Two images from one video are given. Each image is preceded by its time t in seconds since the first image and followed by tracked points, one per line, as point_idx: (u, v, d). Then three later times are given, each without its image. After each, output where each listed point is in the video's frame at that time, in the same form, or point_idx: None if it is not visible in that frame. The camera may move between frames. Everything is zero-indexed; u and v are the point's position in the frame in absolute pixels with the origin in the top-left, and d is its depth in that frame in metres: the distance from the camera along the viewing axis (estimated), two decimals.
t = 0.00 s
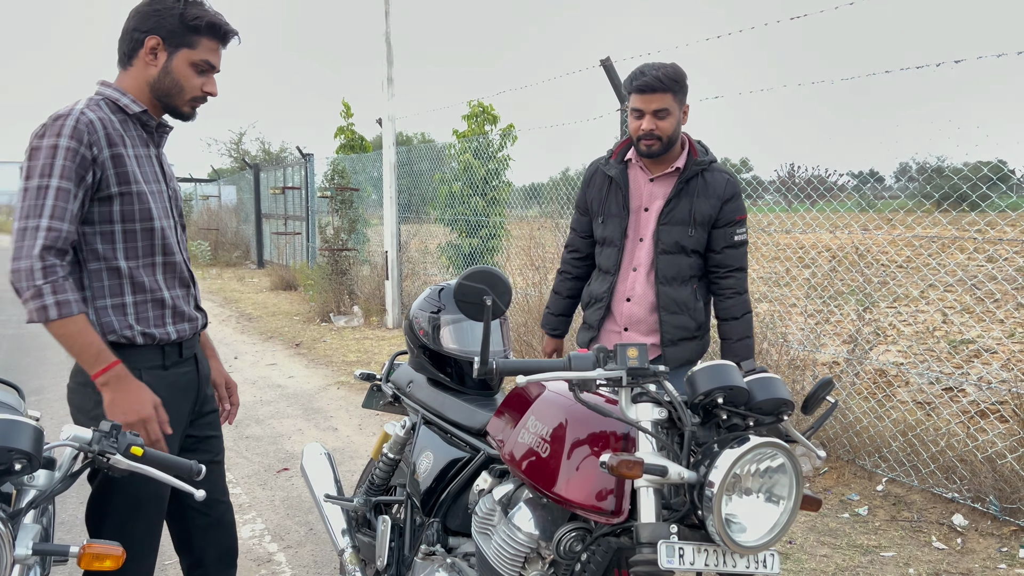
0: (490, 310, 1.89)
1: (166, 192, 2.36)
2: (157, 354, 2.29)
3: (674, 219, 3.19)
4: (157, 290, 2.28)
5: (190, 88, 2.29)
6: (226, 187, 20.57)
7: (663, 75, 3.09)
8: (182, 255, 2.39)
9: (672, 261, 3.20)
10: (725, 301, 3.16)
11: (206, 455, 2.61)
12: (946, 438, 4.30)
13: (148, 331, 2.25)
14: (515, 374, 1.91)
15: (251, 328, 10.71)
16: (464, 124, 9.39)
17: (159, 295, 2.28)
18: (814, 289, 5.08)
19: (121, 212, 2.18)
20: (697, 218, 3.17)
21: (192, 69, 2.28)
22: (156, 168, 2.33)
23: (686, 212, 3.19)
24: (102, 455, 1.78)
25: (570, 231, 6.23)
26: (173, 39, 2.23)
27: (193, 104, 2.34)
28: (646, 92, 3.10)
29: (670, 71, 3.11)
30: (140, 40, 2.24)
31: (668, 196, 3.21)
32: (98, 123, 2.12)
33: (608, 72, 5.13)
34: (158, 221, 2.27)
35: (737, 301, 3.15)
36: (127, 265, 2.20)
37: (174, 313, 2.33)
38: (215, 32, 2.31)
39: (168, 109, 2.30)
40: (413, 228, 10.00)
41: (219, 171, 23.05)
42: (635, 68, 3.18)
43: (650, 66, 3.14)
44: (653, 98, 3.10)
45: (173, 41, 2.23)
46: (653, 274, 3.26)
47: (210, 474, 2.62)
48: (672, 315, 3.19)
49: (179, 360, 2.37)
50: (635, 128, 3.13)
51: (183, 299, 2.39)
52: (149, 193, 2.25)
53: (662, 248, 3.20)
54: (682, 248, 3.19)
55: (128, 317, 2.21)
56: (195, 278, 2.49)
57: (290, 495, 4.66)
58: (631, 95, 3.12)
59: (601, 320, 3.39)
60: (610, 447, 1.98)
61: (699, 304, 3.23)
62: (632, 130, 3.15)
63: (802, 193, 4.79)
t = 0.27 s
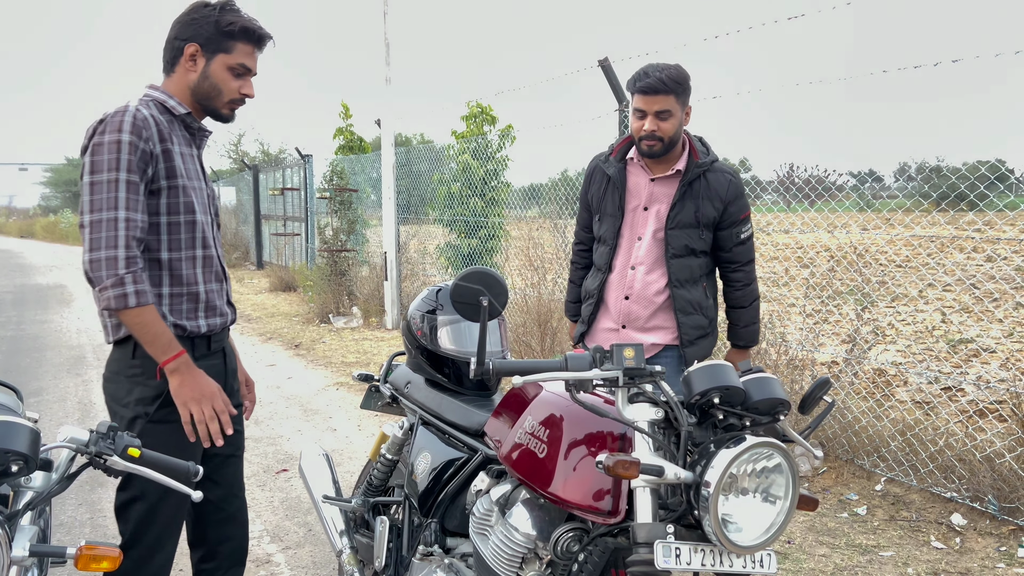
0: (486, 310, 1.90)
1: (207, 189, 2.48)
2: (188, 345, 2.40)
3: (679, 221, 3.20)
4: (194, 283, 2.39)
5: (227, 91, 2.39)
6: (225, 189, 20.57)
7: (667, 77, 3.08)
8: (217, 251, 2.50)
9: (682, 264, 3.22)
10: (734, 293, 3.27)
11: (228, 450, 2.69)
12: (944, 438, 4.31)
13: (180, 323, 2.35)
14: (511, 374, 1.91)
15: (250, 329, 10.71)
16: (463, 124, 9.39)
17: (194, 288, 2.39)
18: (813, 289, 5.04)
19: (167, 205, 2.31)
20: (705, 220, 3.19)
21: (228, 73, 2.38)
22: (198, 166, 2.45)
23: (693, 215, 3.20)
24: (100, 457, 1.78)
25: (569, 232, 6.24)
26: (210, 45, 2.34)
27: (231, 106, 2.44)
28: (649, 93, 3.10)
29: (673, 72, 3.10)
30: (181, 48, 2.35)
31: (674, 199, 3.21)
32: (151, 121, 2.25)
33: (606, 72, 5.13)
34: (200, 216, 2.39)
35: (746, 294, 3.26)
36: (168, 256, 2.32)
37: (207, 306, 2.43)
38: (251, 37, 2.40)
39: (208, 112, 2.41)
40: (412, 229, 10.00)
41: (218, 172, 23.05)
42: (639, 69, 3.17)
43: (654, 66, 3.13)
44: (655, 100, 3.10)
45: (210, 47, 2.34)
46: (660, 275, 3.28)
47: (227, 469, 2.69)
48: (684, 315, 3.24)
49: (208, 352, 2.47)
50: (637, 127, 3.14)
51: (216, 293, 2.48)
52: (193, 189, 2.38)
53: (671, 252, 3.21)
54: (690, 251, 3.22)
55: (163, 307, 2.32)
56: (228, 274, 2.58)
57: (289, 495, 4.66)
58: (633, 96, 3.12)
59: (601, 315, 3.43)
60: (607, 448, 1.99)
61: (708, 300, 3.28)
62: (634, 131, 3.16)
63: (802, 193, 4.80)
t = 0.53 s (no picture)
0: (485, 310, 1.92)
1: (242, 190, 2.61)
2: (209, 336, 2.48)
3: (672, 216, 3.24)
4: (219, 277, 2.49)
5: (259, 95, 2.54)
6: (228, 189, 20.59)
7: (661, 78, 3.09)
8: (247, 249, 2.60)
9: (674, 258, 3.25)
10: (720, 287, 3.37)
11: (245, 446, 2.78)
12: (947, 436, 4.26)
13: (203, 314, 2.44)
14: (511, 373, 1.92)
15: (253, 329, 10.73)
16: (466, 124, 9.40)
17: (220, 283, 2.49)
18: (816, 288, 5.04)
19: (201, 201, 2.43)
20: (696, 215, 3.23)
21: (259, 78, 2.52)
22: (236, 168, 2.58)
23: (684, 210, 3.24)
24: (101, 457, 1.79)
25: (572, 232, 6.24)
26: (241, 52, 2.49)
27: (263, 110, 2.58)
28: (644, 93, 3.11)
29: (668, 74, 3.11)
30: (216, 56, 2.52)
31: (666, 195, 3.26)
32: (191, 120, 2.40)
33: (608, 72, 5.13)
34: (231, 213, 2.50)
35: (732, 288, 3.36)
36: (198, 250, 2.44)
37: (231, 300, 2.52)
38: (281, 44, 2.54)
39: (243, 116, 2.56)
40: (415, 229, 10.01)
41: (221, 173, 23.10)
42: (634, 69, 3.17)
43: (648, 66, 3.13)
44: (651, 100, 3.10)
45: (241, 54, 2.49)
46: (654, 269, 3.31)
47: (243, 464, 2.78)
48: (680, 307, 3.24)
49: (230, 344, 2.54)
50: (632, 126, 3.17)
51: (242, 289, 2.57)
52: (227, 187, 2.50)
53: (663, 246, 3.25)
54: (682, 245, 3.26)
55: (190, 298, 2.42)
56: (259, 273, 2.69)
57: (292, 495, 4.67)
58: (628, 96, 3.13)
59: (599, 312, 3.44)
60: (606, 447, 1.98)
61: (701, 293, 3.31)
62: (630, 130, 3.19)
63: (805, 192, 4.79)
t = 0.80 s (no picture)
0: (484, 307, 1.92)
1: (258, 189, 2.70)
2: (212, 328, 2.51)
3: (661, 214, 3.34)
4: (228, 272, 2.57)
5: (277, 98, 2.60)
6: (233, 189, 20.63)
7: (643, 83, 3.22)
8: (259, 246, 2.68)
9: (668, 254, 3.34)
10: (728, 267, 3.42)
11: (257, 443, 2.85)
12: (951, 434, 4.23)
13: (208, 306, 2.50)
14: (510, 370, 1.96)
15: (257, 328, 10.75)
16: (469, 123, 9.40)
17: (229, 277, 2.57)
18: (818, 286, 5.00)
19: (212, 198, 2.54)
20: (685, 210, 3.32)
21: (277, 81, 2.59)
22: (253, 168, 2.68)
23: (672, 208, 3.34)
24: (100, 455, 1.79)
25: (575, 231, 6.24)
26: (258, 57, 2.56)
27: (282, 113, 2.65)
28: (627, 100, 3.25)
29: (646, 80, 3.25)
30: (237, 60, 2.62)
31: (653, 194, 3.36)
32: (204, 120, 2.51)
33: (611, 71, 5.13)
34: (242, 210, 2.60)
35: (740, 268, 3.42)
36: (208, 244, 2.53)
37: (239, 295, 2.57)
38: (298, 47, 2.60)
39: (263, 119, 2.63)
40: (419, 228, 10.01)
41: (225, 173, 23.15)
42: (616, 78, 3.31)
43: (630, 73, 3.26)
44: (633, 106, 3.25)
45: (259, 58, 2.57)
46: (649, 266, 3.40)
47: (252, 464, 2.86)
48: (682, 297, 3.31)
49: (235, 337, 2.56)
50: (615, 132, 3.30)
51: (252, 285, 2.64)
52: (239, 185, 2.60)
53: (655, 244, 3.35)
54: (675, 240, 3.34)
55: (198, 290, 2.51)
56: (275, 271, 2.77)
57: (296, 494, 4.68)
58: (612, 103, 3.28)
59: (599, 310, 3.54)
60: (606, 445, 1.98)
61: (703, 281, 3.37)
62: (615, 135, 3.32)
63: (809, 190, 4.78)
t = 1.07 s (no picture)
0: (484, 306, 1.92)
1: (267, 186, 2.71)
2: (229, 331, 2.56)
3: (661, 211, 3.35)
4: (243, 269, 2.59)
5: (272, 95, 2.59)
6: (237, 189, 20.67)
7: (629, 89, 3.23)
8: (273, 241, 2.70)
9: (670, 248, 3.35)
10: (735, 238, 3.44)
11: (274, 442, 2.86)
12: (956, 435, 4.25)
13: (224, 306, 2.55)
14: (512, 370, 1.97)
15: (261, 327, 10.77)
16: (473, 123, 9.40)
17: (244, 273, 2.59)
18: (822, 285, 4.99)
19: (221, 198, 2.57)
20: (683, 203, 3.34)
21: (271, 78, 2.57)
22: (260, 165, 2.70)
23: (671, 203, 3.34)
24: (102, 454, 1.80)
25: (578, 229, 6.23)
26: (251, 54, 2.56)
27: (279, 109, 2.63)
28: (616, 105, 3.26)
29: (633, 85, 3.25)
30: (233, 60, 2.62)
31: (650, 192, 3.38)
32: (206, 121, 2.53)
33: (614, 69, 5.12)
34: (251, 207, 2.62)
35: (748, 238, 3.43)
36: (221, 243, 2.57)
37: (254, 292, 2.60)
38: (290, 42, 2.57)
39: (261, 117, 2.63)
40: (423, 228, 10.02)
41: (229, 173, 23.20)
42: (602, 84, 3.32)
43: (615, 79, 3.27)
44: (624, 110, 3.26)
45: (252, 56, 2.56)
46: (653, 261, 3.42)
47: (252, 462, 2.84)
48: (691, 283, 3.31)
49: (251, 338, 2.61)
50: (608, 137, 3.30)
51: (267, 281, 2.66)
52: (247, 183, 2.62)
53: (658, 240, 3.36)
54: (678, 235, 3.36)
55: (215, 289, 2.54)
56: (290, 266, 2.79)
57: (299, 493, 4.68)
58: (601, 110, 3.28)
59: (608, 306, 3.55)
60: (608, 444, 1.98)
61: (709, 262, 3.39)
62: (606, 141, 3.33)
63: (814, 188, 4.77)
